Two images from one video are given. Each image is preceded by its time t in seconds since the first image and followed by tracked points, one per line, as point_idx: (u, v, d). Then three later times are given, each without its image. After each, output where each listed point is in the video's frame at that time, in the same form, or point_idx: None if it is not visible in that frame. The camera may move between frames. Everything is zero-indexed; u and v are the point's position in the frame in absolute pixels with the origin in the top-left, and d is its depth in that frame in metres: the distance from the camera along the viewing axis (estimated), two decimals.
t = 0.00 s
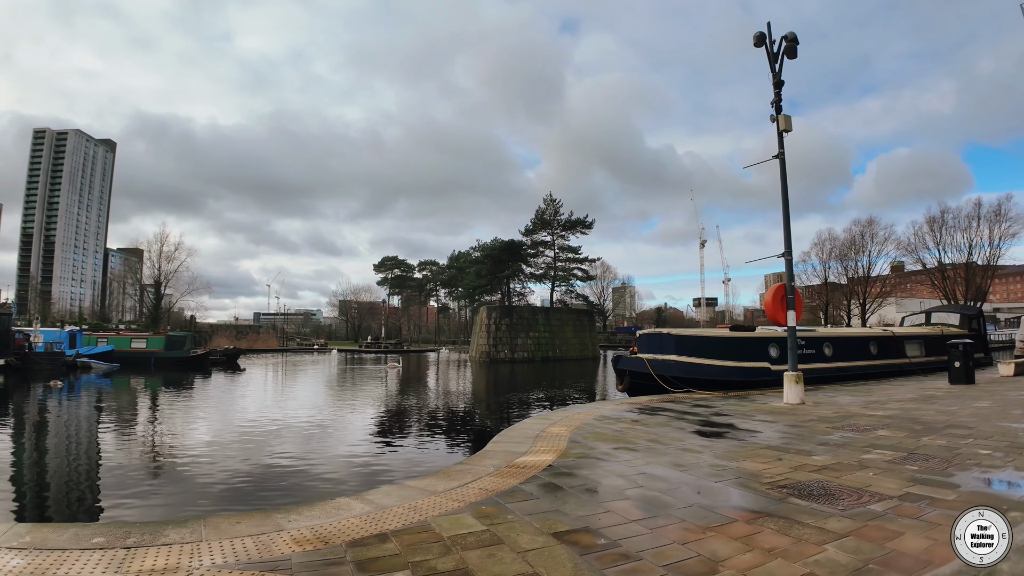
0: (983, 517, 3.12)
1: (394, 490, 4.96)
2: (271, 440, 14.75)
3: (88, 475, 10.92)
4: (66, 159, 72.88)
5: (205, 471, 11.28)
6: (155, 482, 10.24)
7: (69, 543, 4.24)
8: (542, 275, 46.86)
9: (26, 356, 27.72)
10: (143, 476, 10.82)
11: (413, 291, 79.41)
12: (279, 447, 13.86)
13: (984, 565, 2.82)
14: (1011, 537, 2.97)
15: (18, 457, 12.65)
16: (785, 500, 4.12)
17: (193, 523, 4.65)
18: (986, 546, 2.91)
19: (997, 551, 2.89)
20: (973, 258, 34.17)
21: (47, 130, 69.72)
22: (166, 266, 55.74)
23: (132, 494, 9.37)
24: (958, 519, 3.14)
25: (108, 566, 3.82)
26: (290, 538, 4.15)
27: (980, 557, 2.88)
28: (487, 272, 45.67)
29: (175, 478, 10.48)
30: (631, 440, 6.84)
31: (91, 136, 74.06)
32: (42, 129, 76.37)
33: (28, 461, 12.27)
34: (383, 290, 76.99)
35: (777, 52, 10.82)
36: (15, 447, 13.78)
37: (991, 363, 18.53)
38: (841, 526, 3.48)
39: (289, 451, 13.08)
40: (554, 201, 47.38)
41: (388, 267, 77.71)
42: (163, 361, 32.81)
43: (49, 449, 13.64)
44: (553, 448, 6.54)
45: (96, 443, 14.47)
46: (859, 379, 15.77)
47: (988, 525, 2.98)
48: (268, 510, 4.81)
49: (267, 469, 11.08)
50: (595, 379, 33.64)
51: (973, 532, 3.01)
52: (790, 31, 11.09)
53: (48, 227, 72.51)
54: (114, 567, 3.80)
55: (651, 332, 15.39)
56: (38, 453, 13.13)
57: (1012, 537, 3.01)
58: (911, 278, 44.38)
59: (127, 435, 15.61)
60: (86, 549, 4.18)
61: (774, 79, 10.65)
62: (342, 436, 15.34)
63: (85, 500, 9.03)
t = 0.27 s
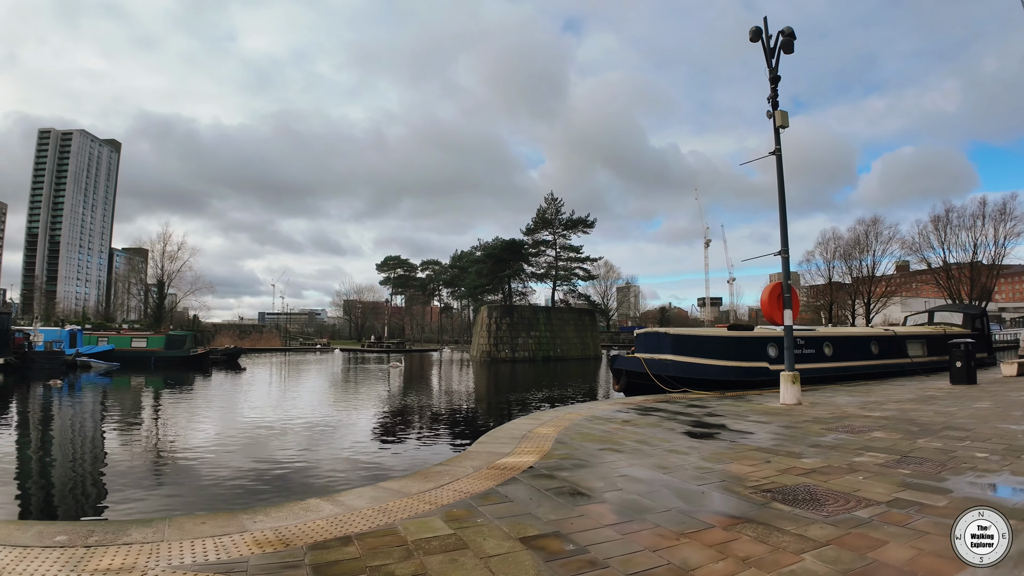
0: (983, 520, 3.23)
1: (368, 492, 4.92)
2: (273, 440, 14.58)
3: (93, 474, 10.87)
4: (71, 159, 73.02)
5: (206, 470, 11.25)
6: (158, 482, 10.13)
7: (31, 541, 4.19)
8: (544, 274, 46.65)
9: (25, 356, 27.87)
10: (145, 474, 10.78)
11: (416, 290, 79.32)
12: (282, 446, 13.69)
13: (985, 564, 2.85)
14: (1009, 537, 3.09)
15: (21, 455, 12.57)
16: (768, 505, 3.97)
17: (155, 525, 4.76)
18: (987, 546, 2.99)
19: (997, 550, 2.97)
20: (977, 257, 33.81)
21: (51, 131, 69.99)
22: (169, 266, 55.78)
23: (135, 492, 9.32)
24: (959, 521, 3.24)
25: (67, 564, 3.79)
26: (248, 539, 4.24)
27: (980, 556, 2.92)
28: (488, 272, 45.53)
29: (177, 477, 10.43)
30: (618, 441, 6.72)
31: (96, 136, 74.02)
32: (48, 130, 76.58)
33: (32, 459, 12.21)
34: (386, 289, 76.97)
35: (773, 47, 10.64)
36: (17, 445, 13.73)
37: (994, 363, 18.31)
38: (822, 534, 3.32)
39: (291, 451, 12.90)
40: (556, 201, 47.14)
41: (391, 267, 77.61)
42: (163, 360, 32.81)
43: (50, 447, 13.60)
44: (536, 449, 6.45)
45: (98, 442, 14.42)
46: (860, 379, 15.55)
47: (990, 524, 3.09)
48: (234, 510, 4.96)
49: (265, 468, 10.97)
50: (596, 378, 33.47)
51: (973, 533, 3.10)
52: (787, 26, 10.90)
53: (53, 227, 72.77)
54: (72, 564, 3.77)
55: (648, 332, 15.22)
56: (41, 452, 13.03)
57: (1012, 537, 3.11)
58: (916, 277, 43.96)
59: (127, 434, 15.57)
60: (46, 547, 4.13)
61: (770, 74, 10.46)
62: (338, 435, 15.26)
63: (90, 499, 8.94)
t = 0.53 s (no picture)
0: (984, 520, 3.24)
1: (337, 497, 5.02)
2: (278, 440, 14.38)
3: (98, 473, 10.82)
4: (76, 159, 73.08)
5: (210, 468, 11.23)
6: (162, 481, 10.00)
7: None
8: (545, 273, 46.44)
9: (26, 356, 28.16)
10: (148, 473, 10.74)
11: (419, 289, 79.19)
12: (286, 445, 13.49)
13: (983, 564, 2.86)
14: (1011, 537, 3.09)
15: (26, 456, 12.53)
16: (750, 513, 3.85)
17: (122, 526, 4.95)
18: (988, 546, 3.00)
19: (998, 550, 2.98)
20: (983, 256, 33.40)
21: (55, 132, 70.30)
22: (172, 266, 55.81)
23: (139, 491, 9.28)
24: (960, 521, 3.27)
25: (29, 564, 4.06)
26: (211, 543, 4.47)
27: (980, 556, 2.93)
28: (489, 271, 45.38)
29: (181, 475, 10.40)
30: (605, 443, 6.60)
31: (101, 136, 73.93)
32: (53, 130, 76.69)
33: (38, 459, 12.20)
34: (388, 289, 76.95)
35: (770, 42, 10.45)
36: (22, 445, 13.71)
37: (997, 363, 18.08)
38: (802, 544, 3.18)
39: (295, 450, 12.69)
40: (557, 199, 46.90)
41: (393, 266, 77.49)
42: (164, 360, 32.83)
43: (55, 447, 13.58)
44: (522, 452, 6.37)
45: (102, 441, 14.39)
46: (861, 379, 15.36)
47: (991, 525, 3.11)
48: (202, 513, 5.18)
49: (268, 468, 10.79)
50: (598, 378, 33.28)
51: (974, 533, 3.13)
52: (785, 21, 10.70)
53: (58, 227, 72.98)
54: (34, 565, 4.03)
55: (645, 331, 15.07)
56: (46, 452, 12.95)
57: (1015, 538, 3.11)
58: (920, 276, 43.48)
59: (130, 433, 15.52)
60: (13, 547, 4.38)
61: (768, 70, 10.27)
62: (335, 434, 15.19)
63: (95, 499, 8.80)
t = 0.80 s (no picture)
0: (984, 519, 3.09)
1: (306, 499, 5.09)
2: (279, 439, 14.18)
3: (100, 470, 10.77)
4: (77, 159, 72.93)
5: (211, 466, 11.17)
6: (163, 480, 9.85)
7: None
8: (544, 272, 46.29)
9: (22, 355, 28.02)
10: (147, 471, 10.67)
11: (419, 289, 79.08)
12: (287, 445, 13.28)
13: (984, 566, 2.81)
14: (1012, 538, 2.96)
15: (28, 452, 12.47)
16: (727, 517, 3.73)
17: (88, 525, 4.86)
18: (988, 546, 2.91)
19: (997, 550, 2.89)
20: (983, 255, 33.16)
21: (56, 131, 70.22)
22: (172, 265, 55.70)
23: (138, 489, 9.22)
24: (960, 518, 3.14)
25: None
26: (175, 542, 4.45)
27: (980, 557, 2.86)
28: (487, 270, 45.27)
29: (181, 472, 10.35)
30: (588, 444, 6.49)
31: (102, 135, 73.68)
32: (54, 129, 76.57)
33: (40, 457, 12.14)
34: (389, 288, 76.88)
35: (763, 38, 10.31)
36: (24, 442, 13.67)
37: (996, 363, 17.91)
38: (775, 550, 3.06)
39: (297, 450, 12.48)
40: (556, 199, 46.75)
41: (393, 265, 77.38)
42: (161, 359, 32.72)
43: (58, 444, 13.54)
44: (504, 452, 6.30)
45: (105, 438, 14.34)
46: (858, 379, 15.20)
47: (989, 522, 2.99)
48: (170, 513, 5.15)
49: (269, 467, 10.61)
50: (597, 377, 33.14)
51: (974, 532, 3.00)
52: (779, 17, 10.56)
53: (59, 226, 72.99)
54: None
55: (640, 331, 14.95)
56: (47, 450, 12.81)
57: (1016, 538, 2.99)
58: (921, 275, 43.18)
59: (131, 430, 15.48)
60: None
61: (760, 67, 10.14)
62: (332, 432, 15.13)
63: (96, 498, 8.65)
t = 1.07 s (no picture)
0: (984, 520, 3.15)
1: (278, 504, 5.14)
2: (284, 440, 14.12)
3: (105, 470, 10.76)
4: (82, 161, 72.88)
5: (214, 467, 11.15)
6: (167, 479, 9.84)
7: None
8: (546, 273, 46.12)
9: (23, 355, 28.06)
10: (150, 471, 10.65)
11: (421, 289, 78.99)
12: (292, 446, 13.24)
13: (984, 565, 2.84)
14: (1011, 537, 3.01)
15: (33, 452, 12.47)
16: (702, 523, 3.65)
17: (57, 525, 4.77)
18: (988, 546, 2.95)
19: (997, 551, 2.92)
20: (989, 255, 32.81)
21: (62, 132, 69.90)
22: (175, 266, 55.79)
23: (139, 489, 9.20)
24: (960, 521, 3.20)
25: None
26: (142, 543, 4.42)
27: (980, 557, 2.90)
28: (488, 270, 45.18)
29: (184, 472, 10.34)
30: (573, 446, 6.38)
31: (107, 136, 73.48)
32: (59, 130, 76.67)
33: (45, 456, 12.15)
34: (391, 288, 76.89)
35: (759, 35, 10.16)
36: (29, 441, 13.68)
37: (998, 363, 17.72)
38: (747, 560, 2.97)
39: (301, 450, 12.42)
40: (557, 198, 46.58)
41: (396, 266, 77.38)
42: (162, 360, 32.68)
43: (62, 444, 13.54)
44: (486, 453, 6.22)
45: (110, 438, 14.34)
46: (858, 380, 15.02)
47: (991, 523, 3.04)
48: (142, 514, 5.10)
49: (272, 467, 10.59)
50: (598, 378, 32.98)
51: (975, 533, 3.06)
52: (774, 14, 10.41)
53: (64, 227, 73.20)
54: None
55: (637, 331, 14.82)
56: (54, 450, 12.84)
57: (1015, 539, 3.03)
58: (926, 275, 42.81)
59: (135, 430, 15.48)
60: None
61: (755, 64, 9.99)
62: (331, 433, 15.10)
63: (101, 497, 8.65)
